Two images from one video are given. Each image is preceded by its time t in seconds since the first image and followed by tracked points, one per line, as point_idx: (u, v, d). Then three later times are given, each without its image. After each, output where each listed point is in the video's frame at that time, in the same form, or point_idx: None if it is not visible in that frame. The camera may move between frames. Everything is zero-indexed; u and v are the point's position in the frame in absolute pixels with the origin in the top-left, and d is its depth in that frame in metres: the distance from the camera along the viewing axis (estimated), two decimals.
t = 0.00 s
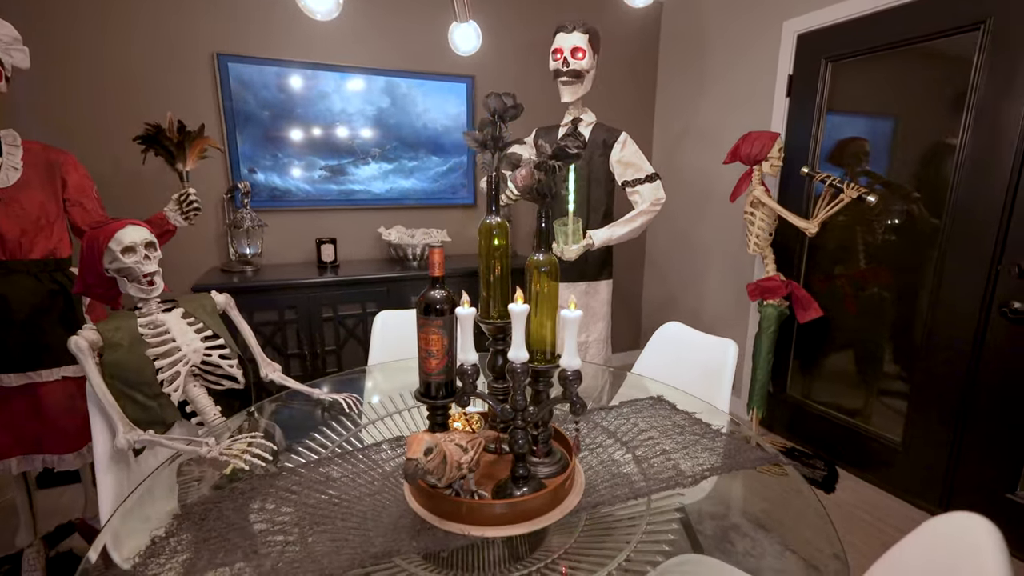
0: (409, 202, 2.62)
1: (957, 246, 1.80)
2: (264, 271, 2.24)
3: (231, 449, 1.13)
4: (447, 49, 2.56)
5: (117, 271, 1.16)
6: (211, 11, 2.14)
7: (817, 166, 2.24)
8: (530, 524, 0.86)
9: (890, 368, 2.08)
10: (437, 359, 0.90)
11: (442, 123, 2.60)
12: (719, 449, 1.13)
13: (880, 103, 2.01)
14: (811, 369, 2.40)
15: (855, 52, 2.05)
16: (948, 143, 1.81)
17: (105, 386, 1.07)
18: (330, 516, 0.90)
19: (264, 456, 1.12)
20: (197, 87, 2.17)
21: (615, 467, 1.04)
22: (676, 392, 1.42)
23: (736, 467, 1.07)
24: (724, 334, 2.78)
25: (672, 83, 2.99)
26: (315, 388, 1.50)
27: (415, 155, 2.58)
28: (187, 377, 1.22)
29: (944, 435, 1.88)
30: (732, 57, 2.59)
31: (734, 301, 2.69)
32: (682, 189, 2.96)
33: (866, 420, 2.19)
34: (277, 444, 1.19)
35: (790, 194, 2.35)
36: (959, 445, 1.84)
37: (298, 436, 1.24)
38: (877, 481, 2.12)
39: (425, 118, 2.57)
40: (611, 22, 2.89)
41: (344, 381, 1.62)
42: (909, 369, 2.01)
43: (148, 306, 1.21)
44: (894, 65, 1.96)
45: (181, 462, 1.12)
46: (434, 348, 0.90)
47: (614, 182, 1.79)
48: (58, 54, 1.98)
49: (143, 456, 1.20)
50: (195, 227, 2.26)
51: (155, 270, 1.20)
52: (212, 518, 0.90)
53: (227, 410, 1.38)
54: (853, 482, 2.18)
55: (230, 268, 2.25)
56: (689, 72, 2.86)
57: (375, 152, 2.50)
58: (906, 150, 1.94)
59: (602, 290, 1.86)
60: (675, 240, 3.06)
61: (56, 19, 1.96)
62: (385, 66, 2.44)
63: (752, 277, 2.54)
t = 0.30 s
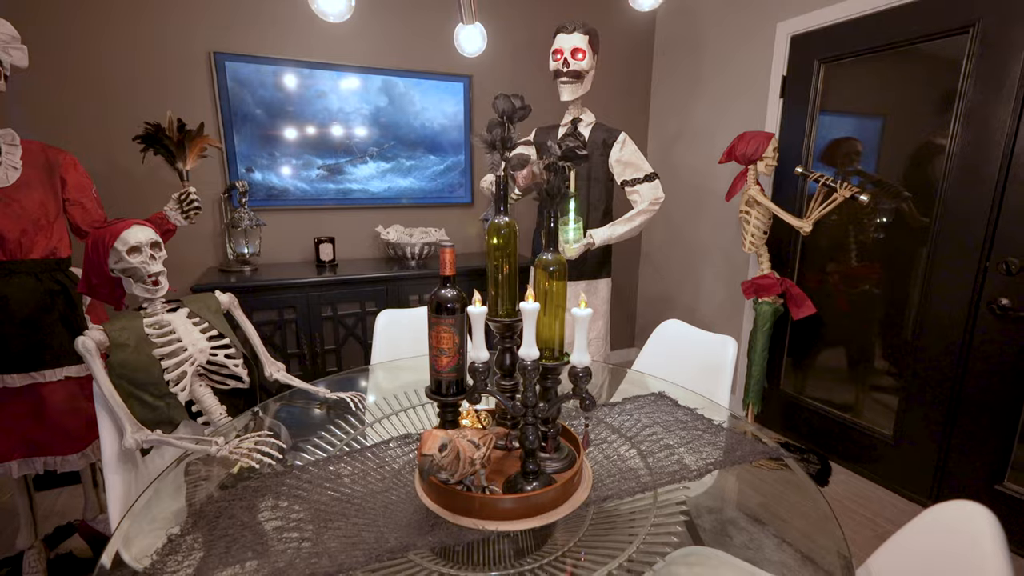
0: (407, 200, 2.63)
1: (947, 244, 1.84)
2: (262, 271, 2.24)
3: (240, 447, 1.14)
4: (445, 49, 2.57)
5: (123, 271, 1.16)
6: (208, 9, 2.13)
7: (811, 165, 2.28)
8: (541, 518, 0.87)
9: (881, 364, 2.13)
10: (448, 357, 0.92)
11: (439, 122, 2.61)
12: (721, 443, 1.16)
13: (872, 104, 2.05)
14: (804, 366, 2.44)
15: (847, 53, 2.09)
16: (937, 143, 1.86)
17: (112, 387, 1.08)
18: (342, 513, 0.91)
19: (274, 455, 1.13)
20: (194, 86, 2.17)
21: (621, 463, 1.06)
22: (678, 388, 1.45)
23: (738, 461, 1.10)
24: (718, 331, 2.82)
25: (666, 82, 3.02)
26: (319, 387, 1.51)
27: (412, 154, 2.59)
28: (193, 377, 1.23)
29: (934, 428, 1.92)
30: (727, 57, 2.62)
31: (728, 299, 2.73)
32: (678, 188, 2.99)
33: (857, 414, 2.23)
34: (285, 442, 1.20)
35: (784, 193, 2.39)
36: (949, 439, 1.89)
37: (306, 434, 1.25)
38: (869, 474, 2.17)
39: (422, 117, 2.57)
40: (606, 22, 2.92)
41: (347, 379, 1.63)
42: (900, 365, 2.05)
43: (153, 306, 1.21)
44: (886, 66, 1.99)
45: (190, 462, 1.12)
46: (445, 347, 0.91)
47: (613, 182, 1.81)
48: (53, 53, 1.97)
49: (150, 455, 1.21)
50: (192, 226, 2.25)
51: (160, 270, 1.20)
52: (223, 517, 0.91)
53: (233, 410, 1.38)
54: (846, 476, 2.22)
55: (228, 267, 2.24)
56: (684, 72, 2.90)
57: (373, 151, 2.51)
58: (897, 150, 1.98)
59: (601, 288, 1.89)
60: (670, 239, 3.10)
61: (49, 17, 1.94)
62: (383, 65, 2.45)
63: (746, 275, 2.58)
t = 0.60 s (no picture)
0: (406, 201, 2.63)
1: (938, 243, 1.88)
2: (262, 271, 2.24)
3: (251, 447, 1.15)
4: (443, 50, 2.58)
5: (131, 273, 1.17)
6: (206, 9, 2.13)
7: (805, 166, 2.32)
8: (551, 513, 0.89)
9: (874, 360, 2.17)
10: (460, 357, 0.93)
11: (438, 122, 2.62)
12: (723, 438, 1.19)
13: (865, 105, 2.09)
14: (798, 363, 2.49)
15: (840, 56, 2.13)
16: (928, 144, 1.90)
17: (122, 387, 1.08)
18: (355, 510, 0.92)
19: (284, 454, 1.14)
20: (193, 86, 2.17)
21: (627, 458, 1.09)
22: (679, 385, 1.47)
23: (740, 456, 1.13)
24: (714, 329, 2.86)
25: (662, 83, 3.05)
26: (325, 386, 1.52)
27: (411, 154, 2.60)
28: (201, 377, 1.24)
29: (925, 423, 1.97)
30: (722, 58, 2.65)
31: (724, 297, 2.76)
32: (674, 188, 3.03)
33: (851, 410, 2.27)
34: (294, 441, 1.21)
35: (779, 193, 2.43)
36: (940, 434, 1.93)
37: (314, 433, 1.26)
38: (863, 469, 2.21)
39: (421, 117, 2.58)
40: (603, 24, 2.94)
41: (351, 378, 1.64)
42: (892, 361, 2.09)
43: (161, 307, 1.22)
44: (879, 69, 2.03)
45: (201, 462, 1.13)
46: (456, 346, 0.93)
47: (613, 183, 1.83)
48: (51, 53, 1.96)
49: (160, 456, 1.21)
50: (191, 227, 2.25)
51: (168, 271, 1.21)
52: (237, 516, 0.92)
53: (239, 410, 1.39)
54: (839, 471, 2.27)
55: (228, 268, 2.24)
56: (680, 73, 2.93)
57: (372, 151, 2.51)
58: (889, 151, 2.02)
59: (601, 288, 1.91)
60: (666, 238, 3.13)
61: (49, 18, 1.93)
62: (382, 65, 2.46)
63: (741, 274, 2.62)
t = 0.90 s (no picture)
0: (406, 200, 2.65)
1: (930, 241, 1.92)
2: (263, 270, 2.25)
3: (263, 442, 1.17)
4: (443, 49, 2.60)
5: (140, 271, 1.18)
6: (207, 9, 2.13)
7: (801, 165, 2.35)
8: (560, 504, 0.92)
9: (867, 356, 2.21)
10: (470, 352, 0.95)
11: (437, 121, 2.63)
12: (725, 431, 1.22)
13: (859, 106, 2.13)
14: (793, 359, 2.53)
15: (836, 57, 2.16)
16: (921, 144, 1.94)
17: (132, 385, 1.09)
18: (369, 502, 0.94)
19: (295, 450, 1.15)
20: (194, 85, 2.17)
21: (631, 451, 1.12)
22: (680, 380, 1.50)
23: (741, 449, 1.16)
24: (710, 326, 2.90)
25: (659, 83, 3.09)
26: (331, 383, 1.53)
27: (411, 153, 2.61)
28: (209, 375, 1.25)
29: (919, 418, 2.01)
30: (719, 59, 2.69)
31: (720, 295, 2.80)
32: (671, 187, 3.06)
33: (846, 406, 2.31)
34: (303, 436, 1.23)
35: (775, 192, 2.46)
36: (933, 428, 1.97)
37: (323, 429, 1.27)
38: (857, 463, 2.25)
39: (421, 117, 2.59)
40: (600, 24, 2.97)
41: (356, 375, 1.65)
42: (886, 357, 2.13)
43: (169, 306, 1.23)
44: (874, 69, 2.07)
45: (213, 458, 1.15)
46: (466, 341, 0.95)
47: (613, 182, 1.86)
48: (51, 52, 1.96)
49: (170, 453, 1.22)
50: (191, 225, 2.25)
51: (177, 270, 1.22)
52: (252, 510, 0.93)
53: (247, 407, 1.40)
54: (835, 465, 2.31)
55: (229, 267, 2.24)
56: (676, 73, 2.96)
57: (372, 150, 2.52)
58: (881, 151, 2.06)
59: (601, 285, 1.94)
60: (664, 237, 3.16)
61: (50, 17, 1.94)
62: (381, 65, 2.47)
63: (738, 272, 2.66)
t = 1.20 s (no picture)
0: (409, 199, 2.66)
1: (929, 239, 1.95)
2: (269, 269, 2.26)
3: (281, 438, 1.18)
4: (446, 49, 2.61)
5: (156, 269, 1.19)
6: (212, 8, 2.14)
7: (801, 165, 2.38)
8: (577, 496, 0.93)
9: (866, 353, 2.24)
10: (487, 348, 0.97)
11: (441, 121, 2.65)
12: (733, 426, 1.24)
13: (858, 106, 2.15)
14: (793, 356, 2.56)
15: (837, 58, 2.19)
16: (919, 144, 1.97)
17: (150, 382, 1.10)
18: (389, 495, 0.96)
19: (312, 446, 1.17)
20: (199, 85, 2.18)
21: (643, 445, 1.14)
22: (686, 376, 1.53)
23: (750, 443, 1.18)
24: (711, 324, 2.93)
25: (660, 83, 3.11)
26: (342, 380, 1.55)
27: (414, 152, 2.63)
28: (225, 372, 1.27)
29: (918, 414, 2.04)
30: (719, 59, 2.72)
31: (721, 293, 2.83)
32: (672, 186, 3.09)
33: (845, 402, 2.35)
34: (318, 432, 1.24)
35: (775, 191, 2.49)
36: (932, 423, 2.00)
37: (337, 425, 1.29)
38: (857, 458, 2.28)
39: (425, 116, 2.61)
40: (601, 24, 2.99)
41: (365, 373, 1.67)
42: (884, 353, 2.17)
43: (184, 304, 1.24)
44: (873, 70, 2.09)
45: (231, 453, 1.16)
46: (483, 337, 0.97)
47: (619, 181, 1.88)
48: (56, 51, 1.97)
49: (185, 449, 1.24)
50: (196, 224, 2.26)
51: (192, 268, 1.23)
52: (274, 504, 0.95)
53: (260, 404, 1.41)
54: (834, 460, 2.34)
55: (235, 265, 2.25)
56: (677, 73, 2.99)
57: (376, 149, 2.54)
58: (880, 151, 2.09)
59: (606, 283, 1.96)
60: (664, 235, 3.19)
61: (55, 17, 1.94)
62: (385, 65, 2.48)
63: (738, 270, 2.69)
